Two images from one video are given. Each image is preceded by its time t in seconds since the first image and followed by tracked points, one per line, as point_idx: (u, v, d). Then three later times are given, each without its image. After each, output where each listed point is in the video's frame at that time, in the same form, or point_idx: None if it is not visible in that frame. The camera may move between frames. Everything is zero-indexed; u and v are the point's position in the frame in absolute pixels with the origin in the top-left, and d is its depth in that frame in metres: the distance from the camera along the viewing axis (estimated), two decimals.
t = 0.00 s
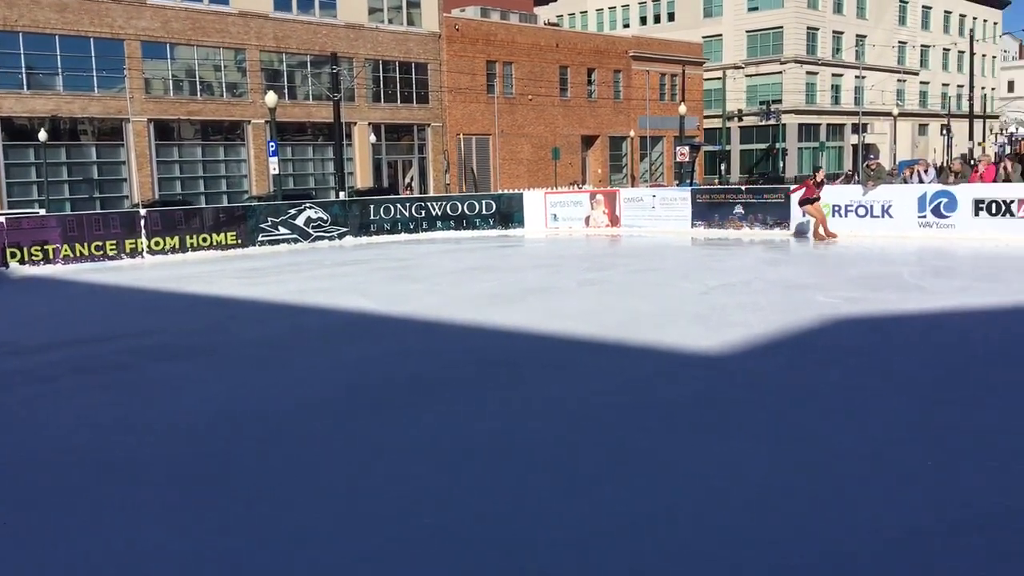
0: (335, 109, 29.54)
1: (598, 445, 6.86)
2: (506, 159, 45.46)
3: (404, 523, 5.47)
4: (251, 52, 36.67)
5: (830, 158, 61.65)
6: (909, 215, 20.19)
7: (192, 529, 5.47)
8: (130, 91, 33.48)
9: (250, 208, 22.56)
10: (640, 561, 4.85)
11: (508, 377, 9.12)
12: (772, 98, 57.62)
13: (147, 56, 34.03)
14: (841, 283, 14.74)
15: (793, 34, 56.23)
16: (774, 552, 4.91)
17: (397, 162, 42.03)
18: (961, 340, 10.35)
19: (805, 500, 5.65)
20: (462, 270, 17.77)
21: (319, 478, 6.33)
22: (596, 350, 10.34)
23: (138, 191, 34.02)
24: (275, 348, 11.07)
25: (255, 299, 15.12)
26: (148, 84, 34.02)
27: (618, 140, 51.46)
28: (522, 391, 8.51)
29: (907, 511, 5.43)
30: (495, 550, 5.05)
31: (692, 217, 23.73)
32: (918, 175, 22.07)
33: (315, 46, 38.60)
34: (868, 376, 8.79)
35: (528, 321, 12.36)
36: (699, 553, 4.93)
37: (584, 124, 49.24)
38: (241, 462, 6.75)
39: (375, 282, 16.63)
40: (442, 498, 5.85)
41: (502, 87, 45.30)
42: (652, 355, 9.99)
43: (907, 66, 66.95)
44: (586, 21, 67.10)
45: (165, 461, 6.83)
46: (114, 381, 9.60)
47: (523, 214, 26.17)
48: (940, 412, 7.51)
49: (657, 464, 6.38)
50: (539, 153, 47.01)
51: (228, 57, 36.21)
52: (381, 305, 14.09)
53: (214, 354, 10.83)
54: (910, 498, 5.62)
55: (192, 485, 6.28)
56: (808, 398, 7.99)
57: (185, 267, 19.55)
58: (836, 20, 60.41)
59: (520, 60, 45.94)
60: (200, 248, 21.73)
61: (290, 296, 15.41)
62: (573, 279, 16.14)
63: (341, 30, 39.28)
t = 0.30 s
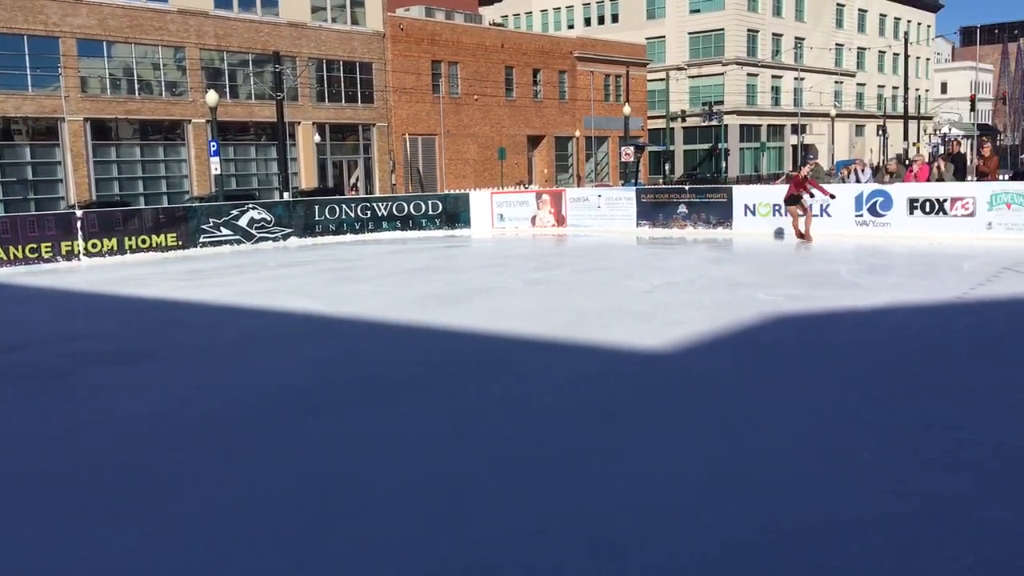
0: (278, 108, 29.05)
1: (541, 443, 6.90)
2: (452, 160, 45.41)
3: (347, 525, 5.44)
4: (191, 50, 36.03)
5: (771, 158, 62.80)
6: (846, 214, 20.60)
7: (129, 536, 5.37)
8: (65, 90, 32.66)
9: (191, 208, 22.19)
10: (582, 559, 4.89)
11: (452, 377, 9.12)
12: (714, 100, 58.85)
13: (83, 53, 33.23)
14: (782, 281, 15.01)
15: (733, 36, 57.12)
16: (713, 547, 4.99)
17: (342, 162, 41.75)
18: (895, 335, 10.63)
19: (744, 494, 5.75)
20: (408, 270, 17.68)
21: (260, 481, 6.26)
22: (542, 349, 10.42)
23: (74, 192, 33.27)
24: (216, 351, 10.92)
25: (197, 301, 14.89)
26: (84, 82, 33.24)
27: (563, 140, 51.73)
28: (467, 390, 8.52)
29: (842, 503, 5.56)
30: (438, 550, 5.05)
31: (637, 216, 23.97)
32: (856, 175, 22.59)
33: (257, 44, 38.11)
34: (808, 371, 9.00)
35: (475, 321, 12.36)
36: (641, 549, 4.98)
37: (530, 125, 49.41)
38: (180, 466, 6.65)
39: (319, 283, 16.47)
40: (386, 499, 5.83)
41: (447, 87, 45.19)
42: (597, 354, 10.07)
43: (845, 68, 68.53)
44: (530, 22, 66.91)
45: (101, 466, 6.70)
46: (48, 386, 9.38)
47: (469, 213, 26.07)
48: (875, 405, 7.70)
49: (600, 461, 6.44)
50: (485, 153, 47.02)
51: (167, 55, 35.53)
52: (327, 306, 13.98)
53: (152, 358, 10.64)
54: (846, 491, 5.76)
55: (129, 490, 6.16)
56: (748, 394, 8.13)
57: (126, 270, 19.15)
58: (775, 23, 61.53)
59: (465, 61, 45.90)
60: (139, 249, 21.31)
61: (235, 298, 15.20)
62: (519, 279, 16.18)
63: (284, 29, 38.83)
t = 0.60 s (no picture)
0: (234, 104, 28.47)
1: (500, 440, 6.90)
2: (411, 157, 45.26)
3: (304, 527, 5.38)
4: (144, 46, 35.45)
5: (727, 155, 63.57)
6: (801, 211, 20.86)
7: (81, 541, 5.27)
8: (15, 87, 31.93)
9: (146, 207, 21.87)
10: (542, 557, 4.89)
11: (410, 375, 9.07)
12: (672, 98, 59.32)
13: (33, 49, 32.54)
14: (739, 277, 15.17)
15: (690, 34, 57.55)
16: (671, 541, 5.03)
17: (299, 160, 41.44)
18: (847, 330, 10.81)
19: (700, 489, 5.81)
20: (367, 269, 17.57)
21: (217, 483, 6.18)
22: (502, 346, 10.42)
23: (24, 190, 32.58)
24: (172, 352, 10.74)
25: (153, 301, 14.65)
26: (34, 79, 32.56)
27: (522, 137, 51.78)
28: (425, 389, 8.47)
29: (797, 497, 5.62)
30: (396, 549, 5.03)
31: (596, 213, 24.08)
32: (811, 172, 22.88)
33: (212, 40, 37.62)
34: (764, 366, 9.11)
35: (434, 319, 12.33)
36: (601, 546, 5.01)
37: (489, 122, 49.42)
38: (131, 469, 6.53)
39: (277, 282, 16.31)
40: (344, 499, 5.79)
41: (406, 84, 45.01)
42: (556, 351, 10.08)
43: (799, 67, 69.49)
44: (489, 18, 67.13)
45: (51, 469, 6.56)
46: None
47: (429, 211, 25.97)
48: (825, 400, 7.82)
49: (560, 459, 6.45)
50: (445, 150, 46.91)
51: (119, 51, 34.92)
52: (285, 305, 13.84)
53: (105, 359, 10.45)
54: (800, 484, 5.83)
55: (80, 494, 6.03)
56: (704, 390, 8.21)
57: (79, 269, 18.79)
58: (732, 21, 62.13)
59: (424, 58, 45.74)
60: (92, 249, 20.94)
61: (191, 297, 14.99)
62: (479, 277, 16.16)
63: (239, 25, 38.36)
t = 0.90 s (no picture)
0: (204, 102, 28.27)
1: (473, 439, 6.88)
2: (385, 155, 45.13)
3: (276, 527, 5.34)
4: (112, 43, 35.06)
5: (700, 154, 64.05)
6: (772, 208, 21.05)
7: (47, 543, 5.19)
8: None
9: (115, 205, 21.63)
10: (516, 554, 4.88)
11: (383, 374, 9.02)
12: (645, 96, 59.44)
13: None
14: (711, 274, 15.24)
15: (662, 33, 57.80)
16: (644, 538, 5.04)
17: (271, 158, 41.19)
18: (818, 326, 10.90)
19: (672, 486, 5.82)
20: (340, 268, 17.46)
21: (186, 484, 6.11)
22: (475, 344, 10.39)
23: None
24: (141, 352, 10.62)
25: (123, 301, 14.47)
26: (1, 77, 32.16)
27: (496, 135, 51.76)
28: (397, 388, 8.44)
29: (767, 492, 5.66)
30: (368, 549, 5.00)
31: (570, 211, 24.12)
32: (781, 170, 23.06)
33: (182, 37, 37.28)
34: (736, 363, 9.16)
35: (407, 318, 12.28)
36: (574, 543, 5.00)
37: (462, 121, 49.37)
38: (99, 471, 6.44)
39: (249, 281, 16.17)
40: (316, 499, 5.75)
41: (378, 82, 44.86)
42: (529, 349, 10.08)
43: (770, 66, 70.01)
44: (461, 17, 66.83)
45: (16, 472, 6.45)
46: None
47: (402, 210, 25.88)
48: (797, 396, 7.87)
49: (533, 457, 6.45)
50: (418, 149, 46.82)
51: (87, 49, 34.52)
52: (256, 305, 13.73)
53: (72, 360, 10.30)
54: (771, 479, 5.86)
55: (46, 496, 5.94)
56: (676, 387, 8.24)
57: (47, 270, 18.55)
58: (703, 20, 62.44)
59: (397, 56, 45.62)
60: (60, 248, 20.69)
61: (161, 297, 14.84)
62: (452, 276, 16.10)
63: (210, 22, 38.03)
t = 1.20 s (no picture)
0: (178, 101, 27.96)
1: (449, 439, 6.88)
2: (361, 156, 44.98)
3: (252, 528, 5.31)
4: (84, 42, 34.72)
5: (676, 154, 64.41)
6: (747, 208, 21.21)
7: (20, 547, 5.13)
8: None
9: (86, 206, 21.40)
10: (494, 554, 4.89)
11: (357, 375, 9.00)
12: (620, 97, 59.78)
13: None
14: (687, 275, 15.31)
15: (638, 34, 58.05)
16: (618, 537, 5.06)
17: (246, 159, 40.94)
18: (793, 326, 10.98)
19: (647, 485, 5.84)
20: (316, 269, 17.37)
21: (157, 487, 6.05)
22: (450, 345, 10.37)
23: None
24: (114, 354, 10.51)
25: (95, 303, 14.32)
26: None
27: (472, 136, 51.72)
28: (373, 389, 8.41)
29: (741, 492, 5.69)
30: (346, 549, 4.99)
31: (546, 212, 24.15)
32: (756, 171, 23.23)
33: (154, 37, 36.97)
34: (712, 362, 9.21)
35: (383, 319, 12.24)
36: (550, 544, 5.00)
37: (439, 121, 49.29)
38: (69, 474, 6.36)
39: (223, 282, 16.06)
40: (290, 501, 5.71)
41: (354, 83, 44.70)
42: (505, 349, 10.07)
43: (745, 67, 70.51)
44: (438, 17, 66.09)
45: None
46: None
47: (378, 210, 25.78)
48: (772, 395, 7.92)
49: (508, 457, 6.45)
50: (394, 149, 46.68)
51: (59, 48, 34.15)
52: (230, 306, 13.63)
53: (42, 362, 10.16)
54: (745, 479, 5.90)
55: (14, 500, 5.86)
56: (651, 386, 8.28)
57: (18, 271, 18.34)
58: (679, 22, 62.75)
59: (373, 56, 45.50)
60: (30, 249, 20.44)
61: (134, 298, 14.69)
62: (429, 276, 16.06)
63: (183, 21, 37.71)
